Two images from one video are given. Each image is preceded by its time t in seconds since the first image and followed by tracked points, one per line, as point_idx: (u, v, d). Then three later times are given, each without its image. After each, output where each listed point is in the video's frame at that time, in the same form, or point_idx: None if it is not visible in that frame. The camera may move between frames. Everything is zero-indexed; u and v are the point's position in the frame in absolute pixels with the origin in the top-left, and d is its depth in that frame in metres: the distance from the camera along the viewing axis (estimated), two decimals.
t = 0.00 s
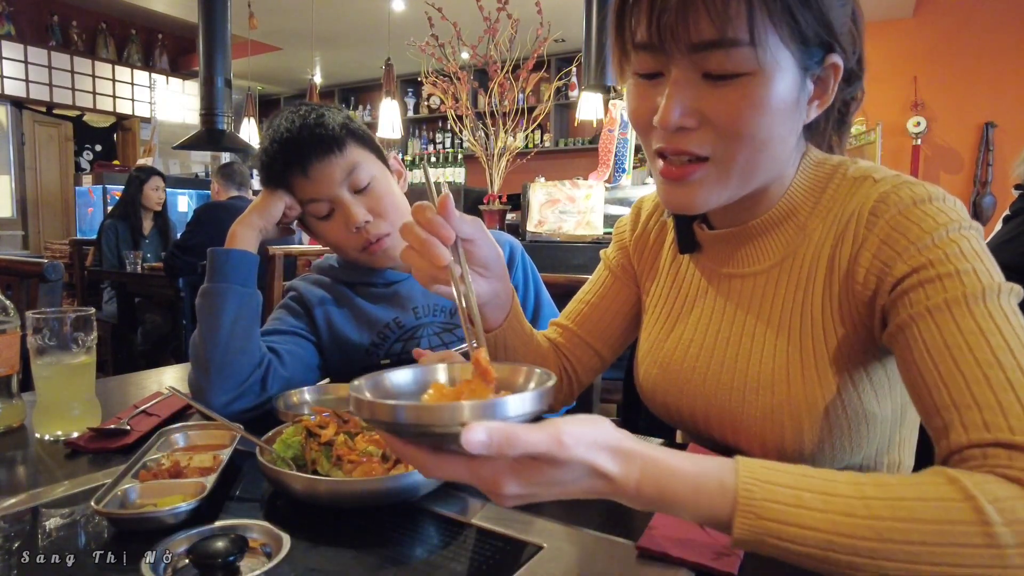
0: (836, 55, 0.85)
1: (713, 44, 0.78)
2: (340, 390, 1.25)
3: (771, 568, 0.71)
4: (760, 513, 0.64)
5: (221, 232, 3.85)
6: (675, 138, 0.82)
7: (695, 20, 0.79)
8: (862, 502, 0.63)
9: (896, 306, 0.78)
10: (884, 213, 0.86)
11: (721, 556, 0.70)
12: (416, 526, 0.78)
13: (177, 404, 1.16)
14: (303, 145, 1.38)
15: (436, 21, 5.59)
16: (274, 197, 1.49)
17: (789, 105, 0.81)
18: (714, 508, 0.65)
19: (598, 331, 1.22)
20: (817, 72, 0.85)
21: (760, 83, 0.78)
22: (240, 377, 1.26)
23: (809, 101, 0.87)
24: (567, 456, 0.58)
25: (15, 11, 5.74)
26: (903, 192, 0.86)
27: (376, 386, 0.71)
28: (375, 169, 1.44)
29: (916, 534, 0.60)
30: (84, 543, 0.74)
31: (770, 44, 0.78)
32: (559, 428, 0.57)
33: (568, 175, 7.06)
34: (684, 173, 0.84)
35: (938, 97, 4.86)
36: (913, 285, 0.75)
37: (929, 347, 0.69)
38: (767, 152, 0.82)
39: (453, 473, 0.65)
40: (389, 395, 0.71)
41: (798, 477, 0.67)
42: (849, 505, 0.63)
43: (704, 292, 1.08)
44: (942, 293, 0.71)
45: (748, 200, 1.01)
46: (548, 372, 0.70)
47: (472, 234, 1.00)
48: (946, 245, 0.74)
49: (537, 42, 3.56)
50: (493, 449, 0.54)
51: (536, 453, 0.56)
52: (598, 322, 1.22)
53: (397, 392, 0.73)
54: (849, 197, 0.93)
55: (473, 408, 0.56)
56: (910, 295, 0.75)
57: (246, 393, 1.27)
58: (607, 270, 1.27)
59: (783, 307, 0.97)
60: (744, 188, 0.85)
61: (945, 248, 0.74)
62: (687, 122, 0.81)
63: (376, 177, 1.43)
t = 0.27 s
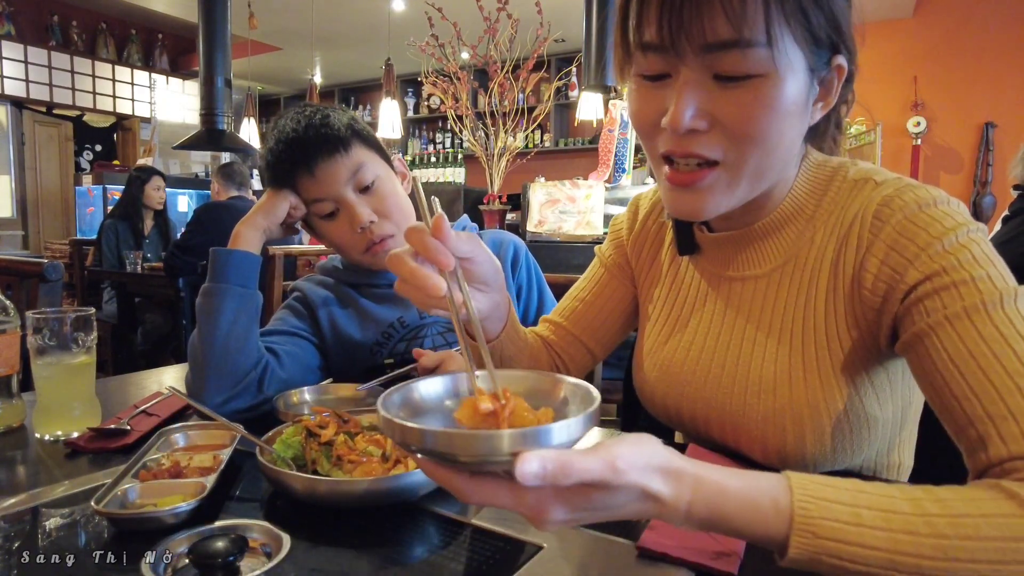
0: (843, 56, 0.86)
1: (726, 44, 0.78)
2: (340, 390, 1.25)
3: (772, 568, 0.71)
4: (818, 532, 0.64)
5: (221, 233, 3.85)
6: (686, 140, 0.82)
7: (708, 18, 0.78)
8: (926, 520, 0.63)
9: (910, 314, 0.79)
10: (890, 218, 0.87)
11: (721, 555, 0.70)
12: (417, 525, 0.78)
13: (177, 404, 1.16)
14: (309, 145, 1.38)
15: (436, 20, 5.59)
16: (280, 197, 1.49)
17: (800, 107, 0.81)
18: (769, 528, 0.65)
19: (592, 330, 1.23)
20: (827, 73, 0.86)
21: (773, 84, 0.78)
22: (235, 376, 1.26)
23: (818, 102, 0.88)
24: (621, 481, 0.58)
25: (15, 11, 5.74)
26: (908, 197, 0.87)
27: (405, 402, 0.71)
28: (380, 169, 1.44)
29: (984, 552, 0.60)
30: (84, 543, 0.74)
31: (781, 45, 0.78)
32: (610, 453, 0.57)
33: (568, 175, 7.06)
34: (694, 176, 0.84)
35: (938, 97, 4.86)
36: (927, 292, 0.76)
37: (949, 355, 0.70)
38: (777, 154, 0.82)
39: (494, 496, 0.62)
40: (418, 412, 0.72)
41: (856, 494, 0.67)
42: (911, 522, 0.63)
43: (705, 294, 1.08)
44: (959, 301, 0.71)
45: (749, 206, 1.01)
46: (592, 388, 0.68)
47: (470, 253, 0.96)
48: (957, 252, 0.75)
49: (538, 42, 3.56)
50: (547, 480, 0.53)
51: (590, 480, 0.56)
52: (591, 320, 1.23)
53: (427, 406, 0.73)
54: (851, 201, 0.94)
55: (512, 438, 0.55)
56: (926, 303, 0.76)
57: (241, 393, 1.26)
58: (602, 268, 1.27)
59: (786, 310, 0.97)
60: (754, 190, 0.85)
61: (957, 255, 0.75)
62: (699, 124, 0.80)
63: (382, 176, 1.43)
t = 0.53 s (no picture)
0: (847, 53, 0.86)
1: (729, 42, 0.78)
2: (340, 390, 1.24)
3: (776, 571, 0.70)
4: (843, 545, 0.66)
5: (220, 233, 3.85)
6: (688, 140, 0.81)
7: (711, 15, 0.78)
8: (952, 534, 0.65)
9: (919, 320, 0.79)
10: (896, 222, 0.86)
11: (723, 557, 0.69)
12: (418, 526, 0.77)
13: (176, 404, 1.16)
14: (310, 145, 1.37)
15: (436, 19, 5.58)
16: (280, 198, 1.48)
17: (804, 104, 0.80)
18: (793, 540, 0.66)
19: (592, 330, 1.22)
20: (832, 69, 0.85)
21: (778, 81, 0.78)
22: (229, 377, 1.26)
23: (823, 98, 0.87)
24: (649, 490, 0.58)
25: (13, 10, 5.73)
26: (914, 200, 0.87)
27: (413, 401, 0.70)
28: (383, 169, 1.43)
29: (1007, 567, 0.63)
30: (82, 544, 0.73)
31: (785, 41, 0.78)
32: (640, 462, 0.58)
33: (568, 175, 7.05)
34: (697, 172, 0.83)
35: (940, 97, 4.85)
36: (936, 299, 0.76)
37: (958, 365, 0.71)
38: (780, 152, 0.81)
39: (510, 509, 0.60)
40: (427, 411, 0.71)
41: (879, 507, 0.69)
42: (938, 537, 0.65)
43: (707, 295, 1.07)
44: (968, 310, 0.72)
45: (752, 206, 1.01)
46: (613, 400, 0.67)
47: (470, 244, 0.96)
48: (966, 260, 0.75)
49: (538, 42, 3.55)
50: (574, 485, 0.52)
51: (619, 487, 0.55)
52: (592, 320, 1.22)
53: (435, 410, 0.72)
54: (855, 203, 0.93)
55: (525, 439, 0.52)
56: (935, 310, 0.76)
57: (235, 395, 1.25)
58: (601, 267, 1.26)
59: (791, 313, 0.96)
60: (756, 189, 0.85)
61: (966, 263, 0.75)
62: (701, 122, 0.80)
63: (386, 177, 1.43)
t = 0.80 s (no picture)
0: (845, 54, 0.84)
1: (704, 49, 0.78)
2: (340, 390, 1.24)
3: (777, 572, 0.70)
4: (857, 556, 0.64)
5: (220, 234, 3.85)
6: (671, 145, 0.82)
7: (686, 22, 0.78)
8: (965, 544, 0.63)
9: (925, 322, 0.79)
10: (903, 223, 0.86)
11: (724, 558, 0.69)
12: (417, 528, 0.77)
13: (175, 405, 1.15)
14: (310, 146, 1.38)
15: (436, 19, 5.58)
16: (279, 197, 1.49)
17: (791, 108, 0.80)
18: (806, 552, 0.64)
19: (594, 329, 1.20)
20: (824, 72, 0.84)
21: (758, 87, 0.77)
22: (225, 379, 1.26)
23: (819, 102, 0.86)
24: (666, 508, 0.56)
25: (12, 10, 5.73)
26: (921, 202, 0.86)
27: (403, 431, 0.71)
28: (384, 170, 1.41)
29: None
30: (81, 545, 0.73)
31: (766, 46, 0.77)
32: (658, 480, 0.56)
33: (567, 174, 7.05)
34: (682, 179, 0.83)
35: (941, 96, 4.85)
36: (943, 301, 0.76)
37: (964, 368, 0.71)
38: (767, 157, 0.80)
39: (521, 537, 0.58)
40: (416, 441, 0.72)
41: (890, 516, 0.66)
42: (950, 546, 0.64)
43: (711, 295, 1.07)
44: (976, 312, 0.72)
45: (758, 205, 1.00)
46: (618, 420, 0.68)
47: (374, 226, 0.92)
48: (974, 262, 0.75)
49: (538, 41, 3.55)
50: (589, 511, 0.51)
51: (637, 508, 0.54)
52: (594, 316, 1.20)
53: (429, 440, 0.73)
54: (863, 203, 0.93)
55: (527, 461, 0.52)
56: (942, 312, 0.76)
57: (232, 396, 1.26)
58: (604, 264, 1.25)
59: (796, 313, 0.96)
60: (744, 196, 0.84)
61: (975, 265, 0.75)
62: (682, 128, 0.80)
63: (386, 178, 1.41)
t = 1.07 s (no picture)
0: (843, 49, 0.84)
1: (694, 52, 0.79)
2: (340, 391, 1.24)
3: None
4: (866, 567, 0.64)
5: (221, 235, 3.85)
6: (670, 147, 0.83)
7: (675, 25, 0.79)
8: (975, 552, 0.63)
9: (931, 321, 0.79)
10: (909, 223, 0.86)
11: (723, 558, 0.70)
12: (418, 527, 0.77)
13: (176, 405, 1.15)
14: (310, 147, 1.37)
15: (436, 19, 5.57)
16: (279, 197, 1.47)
17: (788, 105, 0.80)
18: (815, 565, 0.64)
19: (587, 319, 1.22)
20: (821, 68, 0.84)
21: (752, 86, 0.78)
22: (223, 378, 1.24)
23: (818, 98, 0.86)
24: (678, 528, 0.57)
25: (13, 10, 5.74)
26: (928, 202, 0.86)
27: (390, 460, 0.70)
28: (384, 169, 1.43)
29: None
30: (81, 544, 0.73)
31: (758, 44, 0.77)
32: (670, 503, 0.56)
33: (567, 174, 7.05)
34: (683, 179, 0.84)
35: (941, 96, 4.85)
36: (949, 301, 0.76)
37: (970, 368, 0.71)
38: (765, 156, 0.81)
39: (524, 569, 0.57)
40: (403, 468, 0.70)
41: (898, 524, 0.66)
42: (959, 554, 0.64)
43: (714, 294, 1.07)
44: (982, 312, 0.72)
45: (762, 204, 1.00)
46: (621, 440, 0.68)
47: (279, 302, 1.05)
48: (981, 263, 0.75)
49: (538, 41, 3.55)
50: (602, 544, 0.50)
51: (651, 533, 0.54)
52: (589, 310, 1.22)
53: (416, 466, 0.72)
54: (869, 203, 0.93)
55: (528, 500, 0.50)
56: (947, 311, 0.76)
57: (230, 395, 1.24)
58: (604, 260, 1.25)
59: (801, 312, 0.96)
60: (746, 195, 0.84)
61: (982, 265, 0.75)
62: (679, 129, 0.80)
63: (386, 177, 1.43)
